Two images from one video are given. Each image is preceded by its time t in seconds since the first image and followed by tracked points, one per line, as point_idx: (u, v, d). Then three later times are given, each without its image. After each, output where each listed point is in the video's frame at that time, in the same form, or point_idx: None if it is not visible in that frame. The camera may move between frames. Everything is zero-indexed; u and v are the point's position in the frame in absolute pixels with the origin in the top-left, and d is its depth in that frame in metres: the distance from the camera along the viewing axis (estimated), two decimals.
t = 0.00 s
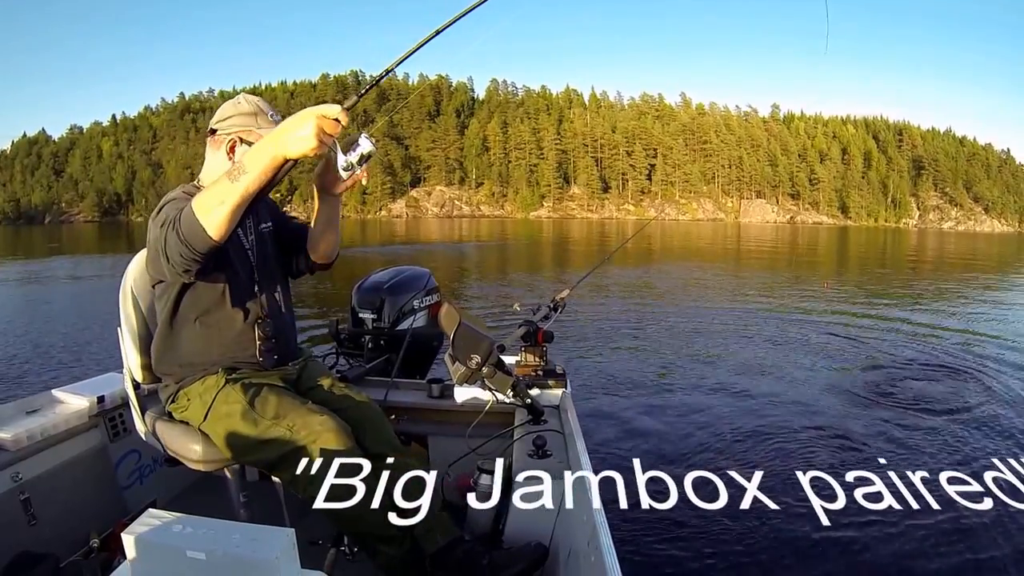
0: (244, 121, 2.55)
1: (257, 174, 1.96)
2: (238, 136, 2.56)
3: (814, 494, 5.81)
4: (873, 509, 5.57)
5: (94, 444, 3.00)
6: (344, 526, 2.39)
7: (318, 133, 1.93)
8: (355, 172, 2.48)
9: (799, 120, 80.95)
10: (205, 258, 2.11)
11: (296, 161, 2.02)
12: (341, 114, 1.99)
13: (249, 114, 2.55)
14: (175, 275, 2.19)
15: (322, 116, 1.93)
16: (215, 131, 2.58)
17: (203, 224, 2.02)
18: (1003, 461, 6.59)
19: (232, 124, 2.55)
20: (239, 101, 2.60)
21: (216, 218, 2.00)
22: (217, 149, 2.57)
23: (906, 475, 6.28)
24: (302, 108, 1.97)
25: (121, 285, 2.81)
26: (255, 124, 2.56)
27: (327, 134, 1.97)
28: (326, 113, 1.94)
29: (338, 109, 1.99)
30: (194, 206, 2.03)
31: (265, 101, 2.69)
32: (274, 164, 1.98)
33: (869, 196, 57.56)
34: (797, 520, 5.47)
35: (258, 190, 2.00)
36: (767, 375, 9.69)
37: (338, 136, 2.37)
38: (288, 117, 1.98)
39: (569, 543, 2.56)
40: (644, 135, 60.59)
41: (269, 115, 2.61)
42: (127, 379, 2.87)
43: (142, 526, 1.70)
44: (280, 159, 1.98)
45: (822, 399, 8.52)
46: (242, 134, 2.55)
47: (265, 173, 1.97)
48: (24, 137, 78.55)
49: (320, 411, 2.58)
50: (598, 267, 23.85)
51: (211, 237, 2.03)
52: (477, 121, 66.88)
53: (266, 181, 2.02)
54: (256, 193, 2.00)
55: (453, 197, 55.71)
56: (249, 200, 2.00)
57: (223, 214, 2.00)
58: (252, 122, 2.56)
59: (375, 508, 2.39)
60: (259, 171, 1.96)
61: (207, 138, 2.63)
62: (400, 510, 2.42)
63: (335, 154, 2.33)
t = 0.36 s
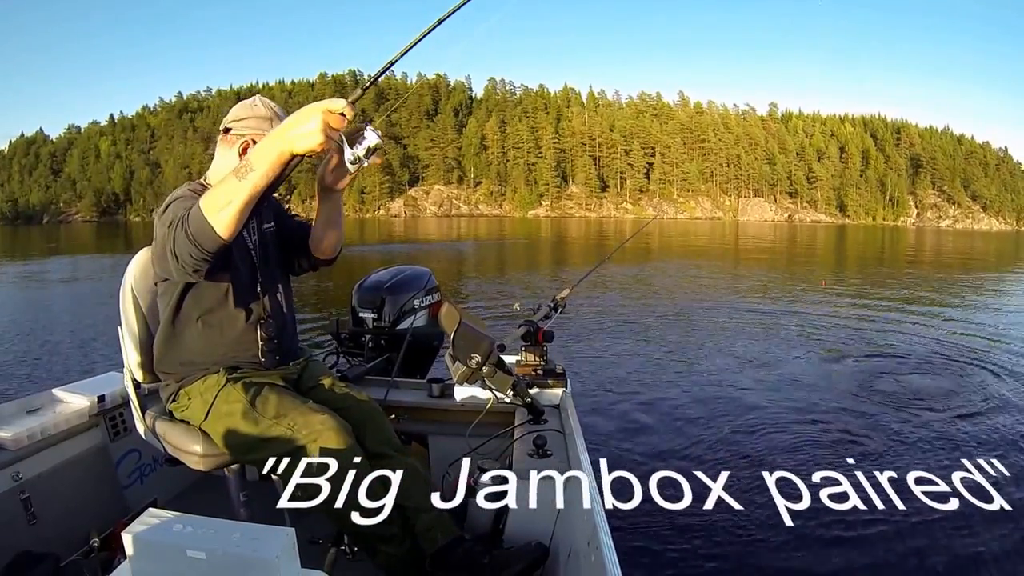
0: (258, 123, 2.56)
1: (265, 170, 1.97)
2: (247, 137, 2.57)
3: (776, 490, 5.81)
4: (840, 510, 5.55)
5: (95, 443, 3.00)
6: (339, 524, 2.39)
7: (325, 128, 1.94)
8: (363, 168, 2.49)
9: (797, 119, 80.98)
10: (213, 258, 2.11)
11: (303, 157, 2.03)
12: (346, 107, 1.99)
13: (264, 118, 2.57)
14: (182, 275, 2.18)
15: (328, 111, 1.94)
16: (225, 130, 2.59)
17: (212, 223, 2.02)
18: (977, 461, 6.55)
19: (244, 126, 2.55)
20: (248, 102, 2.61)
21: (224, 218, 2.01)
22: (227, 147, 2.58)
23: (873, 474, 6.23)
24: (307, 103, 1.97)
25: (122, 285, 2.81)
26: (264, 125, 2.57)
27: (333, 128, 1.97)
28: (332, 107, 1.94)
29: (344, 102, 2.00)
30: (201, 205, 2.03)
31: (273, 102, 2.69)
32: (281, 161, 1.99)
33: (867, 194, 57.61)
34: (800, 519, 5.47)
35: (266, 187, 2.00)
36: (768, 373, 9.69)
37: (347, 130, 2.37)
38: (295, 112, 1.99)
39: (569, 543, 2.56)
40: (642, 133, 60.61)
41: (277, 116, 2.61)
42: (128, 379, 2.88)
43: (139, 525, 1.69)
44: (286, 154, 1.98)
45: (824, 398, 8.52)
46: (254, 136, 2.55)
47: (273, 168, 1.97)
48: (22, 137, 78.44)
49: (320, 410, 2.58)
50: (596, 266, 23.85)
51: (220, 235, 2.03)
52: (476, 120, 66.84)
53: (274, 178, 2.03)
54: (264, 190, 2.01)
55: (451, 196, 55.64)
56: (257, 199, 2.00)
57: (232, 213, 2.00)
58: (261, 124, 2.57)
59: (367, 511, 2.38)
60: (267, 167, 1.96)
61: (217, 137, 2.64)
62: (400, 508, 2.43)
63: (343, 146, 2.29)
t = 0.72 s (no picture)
0: (259, 120, 2.56)
1: (278, 177, 1.97)
2: (250, 136, 2.56)
3: (743, 492, 5.79)
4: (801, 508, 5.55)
5: (97, 442, 3.01)
6: (331, 523, 2.38)
7: (337, 133, 1.93)
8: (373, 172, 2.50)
9: (795, 118, 81.05)
10: (226, 264, 2.10)
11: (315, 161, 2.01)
12: (359, 113, 1.97)
13: (264, 114, 2.57)
14: (191, 279, 2.18)
15: (340, 117, 1.93)
16: (228, 127, 2.58)
17: (226, 229, 2.02)
18: (944, 461, 6.56)
19: (247, 126, 2.55)
20: (250, 100, 2.61)
21: (239, 225, 2.00)
22: (230, 147, 2.57)
23: (839, 472, 6.22)
24: (319, 109, 1.96)
25: (122, 283, 2.81)
26: (270, 125, 2.57)
27: (345, 134, 1.96)
28: (344, 113, 1.93)
29: (356, 107, 1.99)
30: (214, 212, 2.03)
31: (274, 100, 2.67)
32: (293, 168, 1.98)
33: (865, 193, 57.58)
34: (803, 518, 5.48)
35: (278, 195, 1.99)
36: (767, 372, 9.69)
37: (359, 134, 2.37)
38: (305, 117, 1.98)
39: (569, 543, 2.55)
40: (640, 132, 60.52)
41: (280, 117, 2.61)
42: (128, 379, 2.88)
43: (138, 524, 1.68)
44: (299, 161, 1.96)
45: (825, 397, 8.50)
46: (257, 135, 2.55)
47: (285, 176, 1.97)
48: (19, 137, 78.21)
49: (321, 409, 2.57)
50: (595, 265, 23.80)
51: (233, 242, 2.03)
52: (474, 119, 66.76)
53: (286, 185, 2.02)
54: (276, 196, 2.00)
55: (450, 195, 55.46)
56: (270, 206, 2.00)
57: (245, 223, 2.00)
58: (265, 124, 2.57)
59: (340, 511, 2.37)
60: (279, 174, 1.97)
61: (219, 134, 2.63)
62: (401, 508, 2.45)
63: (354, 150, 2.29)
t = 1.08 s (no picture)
0: (257, 119, 2.55)
1: (283, 179, 1.96)
2: (251, 136, 2.55)
3: (712, 491, 5.80)
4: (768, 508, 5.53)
5: (96, 442, 3.00)
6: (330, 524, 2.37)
7: (344, 135, 1.92)
8: (380, 175, 2.50)
9: (794, 117, 81.08)
10: (231, 264, 2.09)
11: (320, 164, 2.01)
12: (366, 115, 1.97)
13: (263, 113, 2.56)
14: (195, 278, 2.17)
15: (347, 121, 1.93)
16: (229, 126, 2.57)
17: (231, 230, 2.01)
18: (914, 460, 6.54)
19: (245, 123, 2.53)
20: (250, 100, 2.60)
21: (244, 226, 1.99)
22: (231, 146, 2.56)
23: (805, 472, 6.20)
24: (324, 111, 1.96)
25: (122, 283, 2.80)
26: (269, 125, 2.56)
27: (352, 136, 1.96)
28: (352, 116, 1.93)
29: (363, 109, 1.98)
30: (219, 212, 2.03)
31: (275, 100, 2.67)
32: (299, 169, 1.98)
33: (864, 193, 57.63)
34: (806, 517, 5.48)
35: (283, 196, 1.99)
36: (767, 371, 9.69)
37: (364, 138, 2.39)
38: (313, 119, 1.98)
39: (569, 543, 2.55)
40: (639, 131, 60.49)
41: (279, 118, 2.60)
42: (128, 379, 2.88)
43: (135, 523, 1.68)
44: (305, 162, 1.96)
45: (824, 397, 8.50)
46: (255, 133, 2.55)
47: (291, 177, 1.97)
48: (16, 137, 78.00)
49: (322, 409, 2.56)
50: (595, 264, 23.79)
51: (238, 242, 2.02)
52: (473, 118, 66.69)
53: (291, 187, 2.02)
54: (282, 198, 2.00)
55: (449, 194, 55.36)
56: (275, 209, 2.00)
57: (250, 224, 1.99)
58: (265, 123, 2.55)
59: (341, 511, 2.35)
60: (285, 175, 1.96)
61: (219, 134, 2.62)
62: (402, 507, 2.44)
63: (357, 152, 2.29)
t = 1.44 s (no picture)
0: (256, 117, 2.54)
1: (281, 183, 1.94)
2: (251, 135, 2.54)
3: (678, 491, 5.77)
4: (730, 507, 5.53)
5: (97, 442, 3.00)
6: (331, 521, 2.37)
7: (343, 140, 1.90)
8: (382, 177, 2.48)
9: (793, 117, 81.15)
10: (228, 268, 2.09)
11: (318, 168, 1.99)
12: (364, 120, 1.95)
13: (262, 110, 2.56)
14: (192, 281, 2.18)
15: (347, 123, 1.90)
16: (229, 125, 2.57)
17: (228, 234, 2.01)
18: (883, 459, 6.58)
19: (243, 123, 2.53)
20: (250, 99, 2.59)
21: (241, 229, 1.99)
22: (230, 145, 2.56)
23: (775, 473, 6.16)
24: (323, 114, 1.94)
25: (122, 285, 2.80)
26: (267, 124, 2.55)
27: (350, 140, 1.94)
28: (350, 118, 1.90)
29: (362, 114, 1.96)
30: (217, 215, 2.02)
31: (274, 99, 2.66)
32: (297, 173, 1.95)
33: (864, 193, 57.73)
34: (809, 517, 5.48)
35: (281, 199, 1.98)
36: (768, 370, 9.69)
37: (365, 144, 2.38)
38: (311, 123, 1.96)
39: (569, 542, 2.55)
40: (638, 131, 60.50)
41: (278, 116, 2.59)
42: (128, 378, 2.87)
43: (136, 522, 1.67)
44: (303, 167, 1.94)
45: (825, 396, 8.51)
46: (254, 132, 2.54)
47: (289, 181, 1.95)
48: (14, 136, 77.77)
49: (321, 409, 2.55)
50: (594, 265, 23.75)
51: (235, 246, 2.02)
52: (472, 117, 66.67)
53: (288, 190, 2.00)
54: (279, 201, 1.99)
55: (448, 194, 55.27)
56: (272, 212, 1.99)
57: (247, 227, 1.99)
58: (264, 122, 2.54)
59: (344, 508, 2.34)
60: (283, 180, 1.94)
61: (219, 134, 2.61)
62: (402, 509, 2.41)
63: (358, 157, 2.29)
